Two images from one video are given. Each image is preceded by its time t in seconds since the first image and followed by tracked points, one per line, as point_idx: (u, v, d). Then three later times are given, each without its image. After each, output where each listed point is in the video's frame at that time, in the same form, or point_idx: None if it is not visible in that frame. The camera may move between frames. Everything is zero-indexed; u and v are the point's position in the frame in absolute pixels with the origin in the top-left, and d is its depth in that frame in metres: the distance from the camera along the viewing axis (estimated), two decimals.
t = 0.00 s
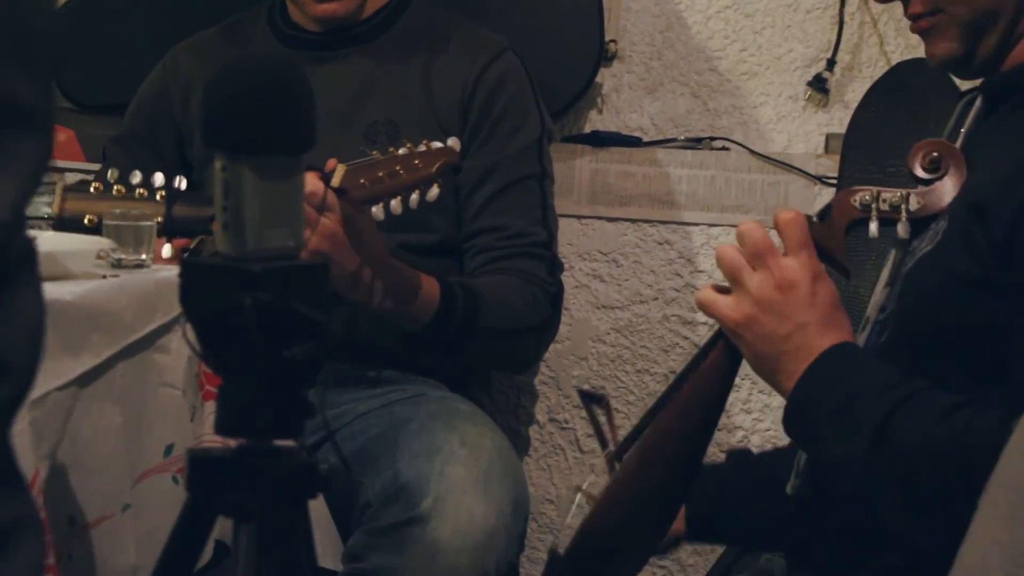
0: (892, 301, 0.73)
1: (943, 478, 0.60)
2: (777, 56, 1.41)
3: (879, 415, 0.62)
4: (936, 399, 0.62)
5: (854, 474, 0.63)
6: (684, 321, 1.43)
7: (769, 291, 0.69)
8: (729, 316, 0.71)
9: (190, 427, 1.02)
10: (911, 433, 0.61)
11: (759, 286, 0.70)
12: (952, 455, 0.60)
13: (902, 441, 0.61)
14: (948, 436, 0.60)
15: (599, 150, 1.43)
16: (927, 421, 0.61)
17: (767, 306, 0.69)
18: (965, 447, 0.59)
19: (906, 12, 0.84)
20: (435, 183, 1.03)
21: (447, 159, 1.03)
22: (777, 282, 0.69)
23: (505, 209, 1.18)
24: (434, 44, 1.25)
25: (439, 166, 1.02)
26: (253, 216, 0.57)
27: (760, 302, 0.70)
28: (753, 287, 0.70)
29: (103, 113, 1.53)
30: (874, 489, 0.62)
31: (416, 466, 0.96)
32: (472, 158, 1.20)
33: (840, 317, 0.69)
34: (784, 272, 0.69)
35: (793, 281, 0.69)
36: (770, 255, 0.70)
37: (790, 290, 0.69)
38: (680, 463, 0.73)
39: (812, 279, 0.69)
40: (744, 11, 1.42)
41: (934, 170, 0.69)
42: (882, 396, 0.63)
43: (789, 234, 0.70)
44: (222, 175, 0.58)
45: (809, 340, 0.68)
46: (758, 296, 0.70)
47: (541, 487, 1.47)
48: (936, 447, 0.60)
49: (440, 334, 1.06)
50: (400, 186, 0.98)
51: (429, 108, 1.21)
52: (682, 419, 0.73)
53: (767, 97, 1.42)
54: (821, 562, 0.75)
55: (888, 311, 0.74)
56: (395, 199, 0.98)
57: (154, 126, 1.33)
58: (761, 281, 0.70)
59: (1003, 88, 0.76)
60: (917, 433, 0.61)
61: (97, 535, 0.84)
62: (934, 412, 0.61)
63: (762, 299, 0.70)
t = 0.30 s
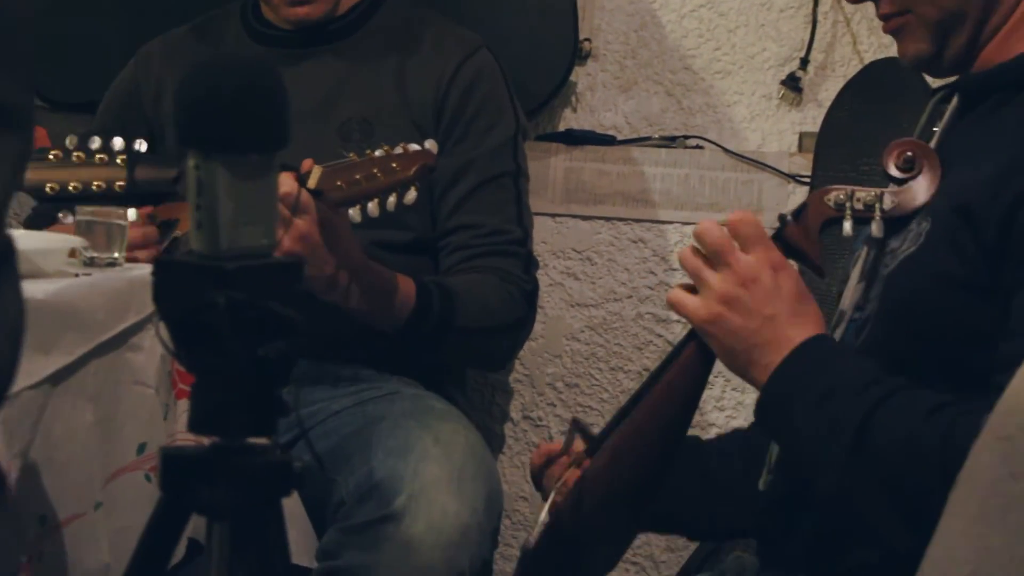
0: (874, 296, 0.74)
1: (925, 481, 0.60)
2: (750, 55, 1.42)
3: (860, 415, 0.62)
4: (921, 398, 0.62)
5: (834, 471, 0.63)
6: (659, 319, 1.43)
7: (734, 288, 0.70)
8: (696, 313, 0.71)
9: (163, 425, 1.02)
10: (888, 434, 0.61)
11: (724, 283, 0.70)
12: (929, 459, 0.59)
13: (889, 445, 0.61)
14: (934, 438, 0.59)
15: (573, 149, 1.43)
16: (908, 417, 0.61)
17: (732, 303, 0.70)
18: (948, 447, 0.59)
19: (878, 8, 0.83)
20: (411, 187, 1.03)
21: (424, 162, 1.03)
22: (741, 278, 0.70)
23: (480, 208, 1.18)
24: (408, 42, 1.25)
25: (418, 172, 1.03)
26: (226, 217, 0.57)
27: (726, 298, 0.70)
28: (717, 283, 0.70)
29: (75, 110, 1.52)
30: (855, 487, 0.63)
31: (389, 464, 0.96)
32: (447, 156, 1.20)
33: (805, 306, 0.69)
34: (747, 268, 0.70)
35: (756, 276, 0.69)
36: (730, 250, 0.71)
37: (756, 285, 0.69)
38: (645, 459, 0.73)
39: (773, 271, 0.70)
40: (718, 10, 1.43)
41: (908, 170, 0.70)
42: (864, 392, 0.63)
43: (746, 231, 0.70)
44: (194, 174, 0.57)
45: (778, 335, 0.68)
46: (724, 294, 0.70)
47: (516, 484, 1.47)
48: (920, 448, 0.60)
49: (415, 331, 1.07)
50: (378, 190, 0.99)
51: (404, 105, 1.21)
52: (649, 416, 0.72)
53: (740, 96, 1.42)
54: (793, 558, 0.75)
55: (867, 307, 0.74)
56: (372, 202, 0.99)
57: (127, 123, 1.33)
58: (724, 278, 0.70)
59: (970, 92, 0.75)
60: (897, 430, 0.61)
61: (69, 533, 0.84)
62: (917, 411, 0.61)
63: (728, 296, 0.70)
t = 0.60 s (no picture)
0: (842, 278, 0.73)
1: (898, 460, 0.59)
2: (727, 36, 1.42)
3: (830, 392, 0.61)
4: (890, 375, 0.61)
5: (798, 456, 0.62)
6: (636, 300, 1.44)
7: (708, 267, 0.70)
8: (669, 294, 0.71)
9: (140, 405, 1.01)
10: (859, 413, 0.60)
11: (698, 260, 0.70)
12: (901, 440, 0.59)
13: (856, 424, 0.60)
14: (902, 416, 0.59)
15: (551, 130, 1.43)
16: (876, 396, 0.60)
17: (707, 281, 0.69)
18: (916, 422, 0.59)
19: None
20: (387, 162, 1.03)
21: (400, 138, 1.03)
22: (716, 258, 0.70)
23: (457, 189, 1.18)
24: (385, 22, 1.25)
25: (391, 145, 1.03)
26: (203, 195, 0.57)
27: (700, 277, 0.70)
28: (691, 264, 0.70)
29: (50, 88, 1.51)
30: (822, 469, 0.62)
31: (368, 444, 0.96)
32: (424, 136, 1.20)
33: (778, 288, 0.69)
34: (722, 245, 0.70)
35: (730, 257, 0.69)
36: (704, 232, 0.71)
37: (730, 264, 0.69)
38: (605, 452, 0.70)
39: (749, 252, 0.70)
40: None
41: (880, 151, 0.71)
42: (831, 370, 0.63)
43: (727, 215, 0.70)
44: (172, 153, 0.57)
45: (752, 313, 0.68)
46: (697, 270, 0.70)
47: (494, 465, 1.47)
48: (891, 426, 0.59)
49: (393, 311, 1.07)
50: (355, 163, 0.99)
51: (381, 86, 1.20)
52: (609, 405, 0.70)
53: (718, 76, 1.42)
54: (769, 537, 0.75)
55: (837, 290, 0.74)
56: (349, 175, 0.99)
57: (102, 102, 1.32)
58: (700, 257, 0.70)
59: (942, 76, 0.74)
60: (866, 409, 0.60)
61: (46, 514, 0.83)
62: (886, 388, 0.61)
63: (702, 275, 0.70)
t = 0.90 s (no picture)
0: (832, 253, 0.73)
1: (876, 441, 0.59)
2: (715, 19, 1.42)
3: (806, 367, 0.62)
4: (866, 349, 0.62)
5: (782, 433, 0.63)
6: (625, 284, 1.43)
7: (701, 241, 0.70)
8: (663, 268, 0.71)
9: (129, 391, 1.01)
10: (836, 389, 0.60)
11: (691, 236, 0.70)
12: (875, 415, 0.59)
13: (829, 397, 0.60)
14: (874, 391, 0.59)
15: (539, 114, 1.43)
16: (848, 375, 0.60)
17: (698, 257, 0.69)
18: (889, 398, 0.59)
19: None
20: (375, 146, 1.02)
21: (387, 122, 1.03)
22: (709, 233, 0.70)
23: (445, 173, 1.18)
24: (371, 7, 1.25)
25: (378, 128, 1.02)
26: (191, 178, 0.57)
27: (693, 251, 0.70)
28: (686, 237, 0.71)
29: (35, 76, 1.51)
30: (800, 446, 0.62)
31: (357, 430, 0.96)
32: (412, 121, 1.20)
33: (768, 267, 0.69)
34: (716, 222, 0.70)
35: (722, 232, 0.70)
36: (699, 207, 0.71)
37: (722, 240, 0.69)
38: (589, 432, 0.69)
39: (741, 230, 0.70)
40: None
41: (868, 128, 0.71)
42: (811, 345, 0.63)
43: (716, 189, 0.71)
44: (159, 137, 0.57)
45: (741, 289, 0.68)
46: (690, 245, 0.70)
47: (483, 449, 1.47)
48: (867, 402, 0.59)
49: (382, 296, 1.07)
50: (339, 148, 0.99)
51: (369, 71, 1.20)
52: (591, 384, 0.69)
53: (705, 60, 1.42)
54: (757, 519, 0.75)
55: (826, 267, 0.74)
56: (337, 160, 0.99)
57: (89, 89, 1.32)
58: (693, 233, 0.70)
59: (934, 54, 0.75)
60: (841, 386, 0.60)
61: (35, 501, 0.83)
62: (860, 364, 0.61)
63: (694, 249, 0.70)
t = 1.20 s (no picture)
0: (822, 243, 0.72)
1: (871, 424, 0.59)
2: (701, 5, 1.42)
3: (810, 362, 0.61)
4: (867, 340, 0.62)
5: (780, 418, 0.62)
6: (613, 270, 1.43)
7: (691, 243, 0.68)
8: (653, 270, 0.70)
9: (118, 379, 1.01)
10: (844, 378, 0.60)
11: (681, 238, 0.69)
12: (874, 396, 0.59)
13: (831, 380, 0.60)
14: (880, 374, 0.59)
15: (527, 100, 1.43)
16: (857, 364, 0.60)
17: (690, 259, 0.68)
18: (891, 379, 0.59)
19: None
20: (363, 133, 1.02)
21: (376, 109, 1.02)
22: (699, 234, 0.68)
23: (433, 160, 1.18)
24: None
25: (368, 116, 1.02)
26: (178, 166, 0.57)
27: (684, 253, 0.68)
28: (676, 238, 0.69)
29: (20, 63, 1.50)
30: (809, 433, 0.61)
31: (346, 417, 0.96)
32: (399, 108, 1.20)
33: (760, 263, 0.68)
34: (705, 223, 0.68)
35: (714, 233, 0.68)
36: (687, 207, 0.69)
37: (713, 242, 0.68)
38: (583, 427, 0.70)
39: (730, 229, 0.68)
40: None
41: (854, 120, 0.70)
42: (813, 337, 0.63)
43: (704, 188, 0.69)
44: (146, 124, 0.57)
45: (735, 290, 0.67)
46: (680, 248, 0.69)
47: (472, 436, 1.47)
48: (869, 385, 0.59)
49: (369, 283, 1.07)
50: (329, 135, 0.99)
51: (356, 57, 1.20)
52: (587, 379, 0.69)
53: (692, 46, 1.42)
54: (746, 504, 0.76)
55: (815, 258, 0.74)
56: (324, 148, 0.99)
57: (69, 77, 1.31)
58: (682, 235, 0.69)
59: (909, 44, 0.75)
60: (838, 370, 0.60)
61: (24, 489, 0.83)
62: (863, 353, 0.61)
63: (685, 252, 0.68)
